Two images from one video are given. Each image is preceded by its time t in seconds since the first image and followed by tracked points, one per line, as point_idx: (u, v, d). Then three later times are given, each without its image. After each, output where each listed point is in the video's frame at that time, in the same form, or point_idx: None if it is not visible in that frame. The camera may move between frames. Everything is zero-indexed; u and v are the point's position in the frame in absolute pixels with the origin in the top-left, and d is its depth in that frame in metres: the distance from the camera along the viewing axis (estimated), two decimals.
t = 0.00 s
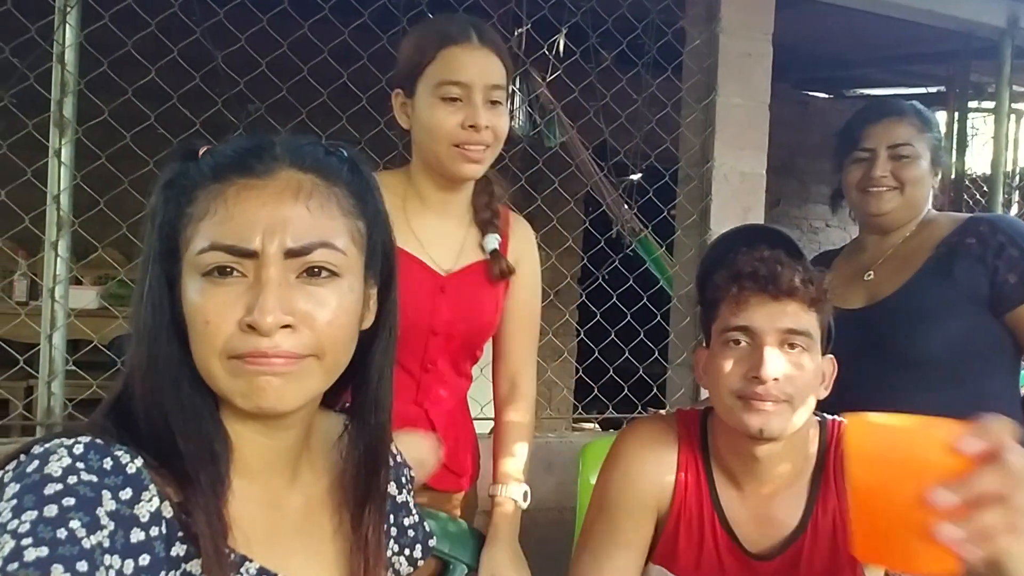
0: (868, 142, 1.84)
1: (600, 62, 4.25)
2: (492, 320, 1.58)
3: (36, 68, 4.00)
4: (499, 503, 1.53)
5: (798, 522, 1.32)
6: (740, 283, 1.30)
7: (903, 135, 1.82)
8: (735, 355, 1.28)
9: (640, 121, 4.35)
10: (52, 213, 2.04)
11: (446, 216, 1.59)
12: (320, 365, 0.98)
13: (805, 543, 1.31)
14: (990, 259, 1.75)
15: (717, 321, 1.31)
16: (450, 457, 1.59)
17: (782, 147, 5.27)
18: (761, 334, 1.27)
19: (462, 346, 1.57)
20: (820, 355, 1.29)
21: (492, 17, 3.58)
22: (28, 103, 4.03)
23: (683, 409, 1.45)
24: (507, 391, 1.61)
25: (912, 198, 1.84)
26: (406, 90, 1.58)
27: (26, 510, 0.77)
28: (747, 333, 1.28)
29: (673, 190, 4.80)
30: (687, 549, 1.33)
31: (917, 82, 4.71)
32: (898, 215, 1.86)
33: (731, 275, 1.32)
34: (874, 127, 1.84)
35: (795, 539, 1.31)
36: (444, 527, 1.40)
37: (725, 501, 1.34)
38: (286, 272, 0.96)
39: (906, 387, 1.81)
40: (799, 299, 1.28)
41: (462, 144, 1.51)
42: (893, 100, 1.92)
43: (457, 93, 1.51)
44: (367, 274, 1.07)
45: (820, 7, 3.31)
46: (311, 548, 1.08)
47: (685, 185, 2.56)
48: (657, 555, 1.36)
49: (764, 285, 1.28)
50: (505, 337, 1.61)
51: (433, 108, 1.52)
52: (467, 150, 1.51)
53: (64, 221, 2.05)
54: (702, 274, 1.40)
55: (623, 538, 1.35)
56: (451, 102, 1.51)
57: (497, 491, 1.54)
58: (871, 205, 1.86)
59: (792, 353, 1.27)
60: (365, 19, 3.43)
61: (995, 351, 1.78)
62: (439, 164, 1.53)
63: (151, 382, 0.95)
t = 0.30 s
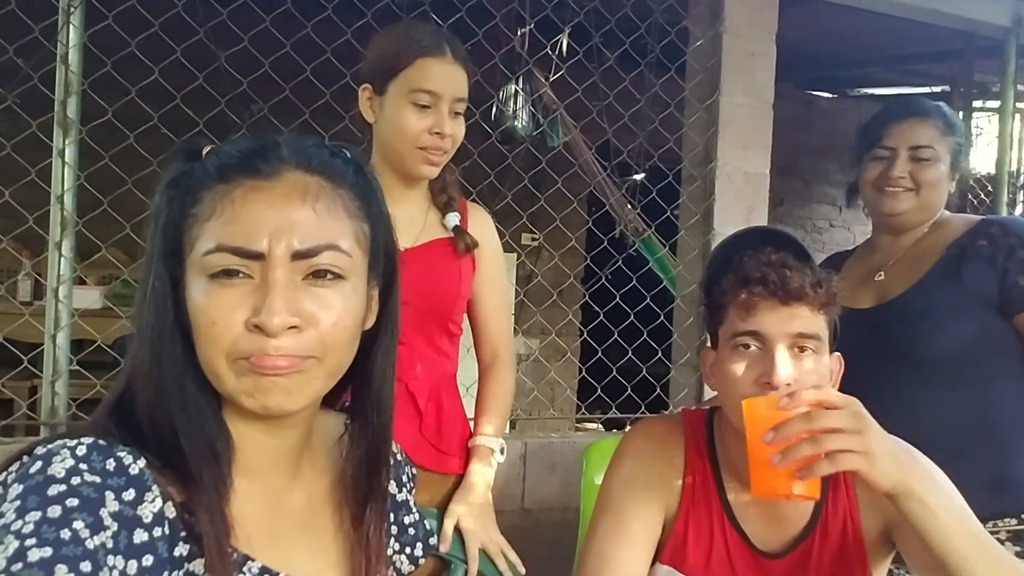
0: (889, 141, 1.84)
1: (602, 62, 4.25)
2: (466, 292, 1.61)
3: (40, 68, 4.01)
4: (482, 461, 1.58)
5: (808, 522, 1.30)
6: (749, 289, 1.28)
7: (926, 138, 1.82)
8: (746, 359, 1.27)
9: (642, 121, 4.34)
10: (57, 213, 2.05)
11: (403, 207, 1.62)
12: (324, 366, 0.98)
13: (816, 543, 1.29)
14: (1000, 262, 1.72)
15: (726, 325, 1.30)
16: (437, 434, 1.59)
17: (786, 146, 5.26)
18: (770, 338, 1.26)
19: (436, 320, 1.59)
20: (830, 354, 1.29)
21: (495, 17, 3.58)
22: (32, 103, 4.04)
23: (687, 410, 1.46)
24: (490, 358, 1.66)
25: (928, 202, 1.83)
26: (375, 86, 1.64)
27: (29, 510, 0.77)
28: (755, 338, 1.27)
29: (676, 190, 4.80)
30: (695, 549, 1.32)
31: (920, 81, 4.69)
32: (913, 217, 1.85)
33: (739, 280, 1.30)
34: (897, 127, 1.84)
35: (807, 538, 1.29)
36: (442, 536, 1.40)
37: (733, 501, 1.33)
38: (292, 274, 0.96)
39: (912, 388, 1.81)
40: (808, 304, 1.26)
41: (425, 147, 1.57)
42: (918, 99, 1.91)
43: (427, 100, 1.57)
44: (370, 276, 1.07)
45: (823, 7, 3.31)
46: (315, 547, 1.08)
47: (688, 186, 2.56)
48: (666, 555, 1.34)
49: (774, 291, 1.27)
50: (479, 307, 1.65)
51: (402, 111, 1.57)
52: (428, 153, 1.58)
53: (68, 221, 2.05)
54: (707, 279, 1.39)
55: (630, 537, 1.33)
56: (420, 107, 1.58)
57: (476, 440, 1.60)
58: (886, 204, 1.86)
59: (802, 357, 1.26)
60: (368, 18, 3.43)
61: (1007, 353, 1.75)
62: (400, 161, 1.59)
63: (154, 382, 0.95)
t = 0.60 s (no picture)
0: (906, 141, 1.84)
1: (606, 61, 4.25)
2: (455, 286, 1.63)
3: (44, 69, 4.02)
4: (479, 457, 1.57)
5: (808, 518, 1.30)
6: (752, 296, 1.27)
7: (943, 140, 1.81)
8: (749, 364, 1.27)
9: (645, 121, 4.34)
10: (60, 213, 2.05)
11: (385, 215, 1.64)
12: (328, 365, 0.98)
13: (817, 539, 1.29)
14: (1016, 263, 1.74)
15: (729, 330, 1.30)
16: (437, 426, 1.61)
17: (789, 146, 5.25)
18: (774, 343, 1.26)
19: (426, 317, 1.61)
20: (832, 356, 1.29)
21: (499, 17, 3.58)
22: (37, 104, 4.05)
23: (689, 411, 1.46)
24: (487, 353, 1.66)
25: (941, 204, 1.83)
26: (349, 98, 1.65)
27: (34, 510, 0.77)
28: (758, 343, 1.27)
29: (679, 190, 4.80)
30: (698, 547, 1.32)
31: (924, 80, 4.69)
32: (927, 220, 1.85)
33: (744, 287, 1.29)
34: (915, 127, 1.83)
35: (808, 535, 1.29)
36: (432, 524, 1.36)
37: (736, 500, 1.33)
38: (296, 273, 0.96)
39: (919, 388, 1.80)
40: (812, 311, 1.25)
41: (401, 157, 1.59)
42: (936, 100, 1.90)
43: (400, 111, 1.59)
44: (373, 276, 1.07)
45: (826, 6, 3.30)
46: (318, 546, 1.08)
47: (691, 185, 2.55)
48: (668, 555, 1.33)
49: (778, 298, 1.25)
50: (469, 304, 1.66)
51: (376, 123, 1.59)
52: (403, 162, 1.59)
53: (71, 221, 2.05)
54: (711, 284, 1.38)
55: (632, 535, 1.33)
56: (393, 118, 1.59)
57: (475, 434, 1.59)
58: (898, 205, 1.86)
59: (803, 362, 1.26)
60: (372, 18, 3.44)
61: (1017, 353, 1.75)
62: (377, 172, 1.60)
63: (158, 382, 0.95)
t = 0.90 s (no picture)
0: (918, 140, 1.84)
1: (609, 61, 4.25)
2: (457, 284, 1.63)
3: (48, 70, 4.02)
4: (482, 456, 1.59)
5: (809, 517, 1.31)
6: (755, 302, 1.27)
7: (954, 140, 1.81)
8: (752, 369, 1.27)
9: (648, 121, 4.34)
10: (63, 213, 2.05)
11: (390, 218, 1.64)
12: (333, 366, 0.98)
13: (818, 538, 1.30)
14: None
15: (731, 335, 1.30)
16: (440, 421, 1.60)
17: (793, 146, 5.25)
18: (777, 349, 1.26)
19: (428, 314, 1.61)
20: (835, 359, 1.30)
21: (502, 17, 3.58)
22: (41, 105, 4.06)
23: (688, 411, 1.46)
24: (486, 355, 1.66)
25: (953, 203, 1.82)
26: (350, 106, 1.65)
27: (41, 510, 0.77)
28: (760, 349, 1.27)
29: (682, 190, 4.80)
30: (699, 548, 1.32)
31: (928, 80, 4.68)
32: (940, 220, 1.84)
33: (746, 293, 1.28)
34: (927, 127, 1.83)
35: (808, 535, 1.31)
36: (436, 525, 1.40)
37: (735, 499, 1.33)
38: (303, 275, 0.96)
39: (926, 390, 1.81)
40: (816, 318, 1.25)
41: (402, 161, 1.60)
42: (947, 100, 1.90)
43: (401, 117, 1.59)
44: (378, 276, 1.07)
45: (830, 6, 3.30)
46: (322, 546, 1.08)
47: (695, 185, 2.55)
48: (668, 555, 1.33)
49: (782, 304, 1.25)
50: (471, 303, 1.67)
51: (377, 129, 1.59)
52: (403, 167, 1.60)
53: (76, 221, 2.05)
54: (713, 289, 1.38)
55: (633, 535, 1.32)
56: (393, 124, 1.60)
57: (476, 435, 1.60)
58: (909, 204, 1.86)
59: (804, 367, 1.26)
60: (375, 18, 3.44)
61: None
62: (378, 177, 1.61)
63: (163, 382, 0.95)
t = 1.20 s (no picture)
0: (925, 139, 1.82)
1: (612, 61, 4.25)
2: (460, 285, 1.63)
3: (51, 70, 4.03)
4: (485, 457, 1.59)
5: (813, 518, 1.31)
6: (761, 304, 1.27)
7: (962, 139, 1.80)
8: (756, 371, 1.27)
9: (651, 120, 4.34)
10: (67, 213, 2.06)
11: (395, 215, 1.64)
12: (337, 367, 0.98)
13: (821, 539, 1.30)
14: None
15: (735, 337, 1.29)
16: (442, 421, 1.60)
17: (795, 145, 5.24)
18: (781, 351, 1.25)
19: (431, 315, 1.61)
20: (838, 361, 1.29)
21: (505, 17, 3.58)
22: (45, 105, 4.07)
23: (690, 412, 1.46)
24: (487, 358, 1.66)
25: (960, 203, 1.82)
26: (353, 107, 1.66)
27: (45, 509, 0.77)
28: (766, 353, 1.26)
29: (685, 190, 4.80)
30: (699, 551, 1.32)
31: (931, 79, 4.67)
32: (947, 219, 1.83)
33: (752, 295, 1.28)
34: (934, 126, 1.82)
35: (811, 537, 1.30)
36: (440, 525, 1.40)
37: (738, 501, 1.33)
38: (307, 275, 0.96)
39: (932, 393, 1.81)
40: (822, 321, 1.26)
41: (404, 160, 1.59)
42: (954, 99, 1.89)
43: (401, 115, 1.59)
44: (381, 277, 1.07)
45: (834, 6, 3.30)
46: (325, 546, 1.08)
47: (698, 185, 2.55)
48: (670, 557, 1.34)
49: (788, 307, 1.25)
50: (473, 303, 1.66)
51: (378, 129, 1.60)
52: (405, 165, 1.60)
53: (80, 221, 2.06)
54: (717, 291, 1.38)
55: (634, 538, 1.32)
56: (394, 123, 1.60)
57: (480, 436, 1.61)
58: (916, 204, 1.85)
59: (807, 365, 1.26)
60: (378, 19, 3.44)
61: None
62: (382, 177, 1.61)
63: (167, 382, 0.95)
